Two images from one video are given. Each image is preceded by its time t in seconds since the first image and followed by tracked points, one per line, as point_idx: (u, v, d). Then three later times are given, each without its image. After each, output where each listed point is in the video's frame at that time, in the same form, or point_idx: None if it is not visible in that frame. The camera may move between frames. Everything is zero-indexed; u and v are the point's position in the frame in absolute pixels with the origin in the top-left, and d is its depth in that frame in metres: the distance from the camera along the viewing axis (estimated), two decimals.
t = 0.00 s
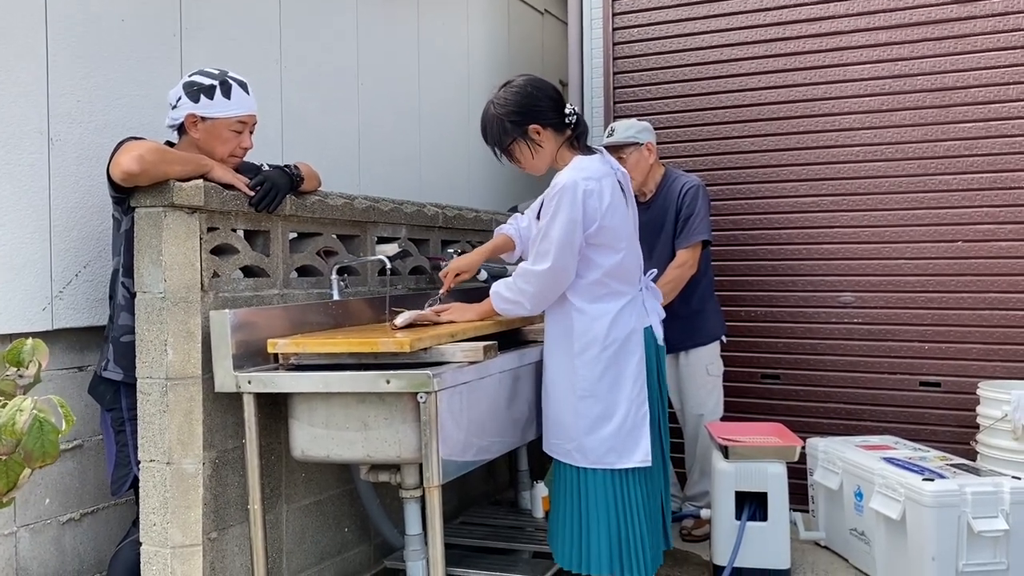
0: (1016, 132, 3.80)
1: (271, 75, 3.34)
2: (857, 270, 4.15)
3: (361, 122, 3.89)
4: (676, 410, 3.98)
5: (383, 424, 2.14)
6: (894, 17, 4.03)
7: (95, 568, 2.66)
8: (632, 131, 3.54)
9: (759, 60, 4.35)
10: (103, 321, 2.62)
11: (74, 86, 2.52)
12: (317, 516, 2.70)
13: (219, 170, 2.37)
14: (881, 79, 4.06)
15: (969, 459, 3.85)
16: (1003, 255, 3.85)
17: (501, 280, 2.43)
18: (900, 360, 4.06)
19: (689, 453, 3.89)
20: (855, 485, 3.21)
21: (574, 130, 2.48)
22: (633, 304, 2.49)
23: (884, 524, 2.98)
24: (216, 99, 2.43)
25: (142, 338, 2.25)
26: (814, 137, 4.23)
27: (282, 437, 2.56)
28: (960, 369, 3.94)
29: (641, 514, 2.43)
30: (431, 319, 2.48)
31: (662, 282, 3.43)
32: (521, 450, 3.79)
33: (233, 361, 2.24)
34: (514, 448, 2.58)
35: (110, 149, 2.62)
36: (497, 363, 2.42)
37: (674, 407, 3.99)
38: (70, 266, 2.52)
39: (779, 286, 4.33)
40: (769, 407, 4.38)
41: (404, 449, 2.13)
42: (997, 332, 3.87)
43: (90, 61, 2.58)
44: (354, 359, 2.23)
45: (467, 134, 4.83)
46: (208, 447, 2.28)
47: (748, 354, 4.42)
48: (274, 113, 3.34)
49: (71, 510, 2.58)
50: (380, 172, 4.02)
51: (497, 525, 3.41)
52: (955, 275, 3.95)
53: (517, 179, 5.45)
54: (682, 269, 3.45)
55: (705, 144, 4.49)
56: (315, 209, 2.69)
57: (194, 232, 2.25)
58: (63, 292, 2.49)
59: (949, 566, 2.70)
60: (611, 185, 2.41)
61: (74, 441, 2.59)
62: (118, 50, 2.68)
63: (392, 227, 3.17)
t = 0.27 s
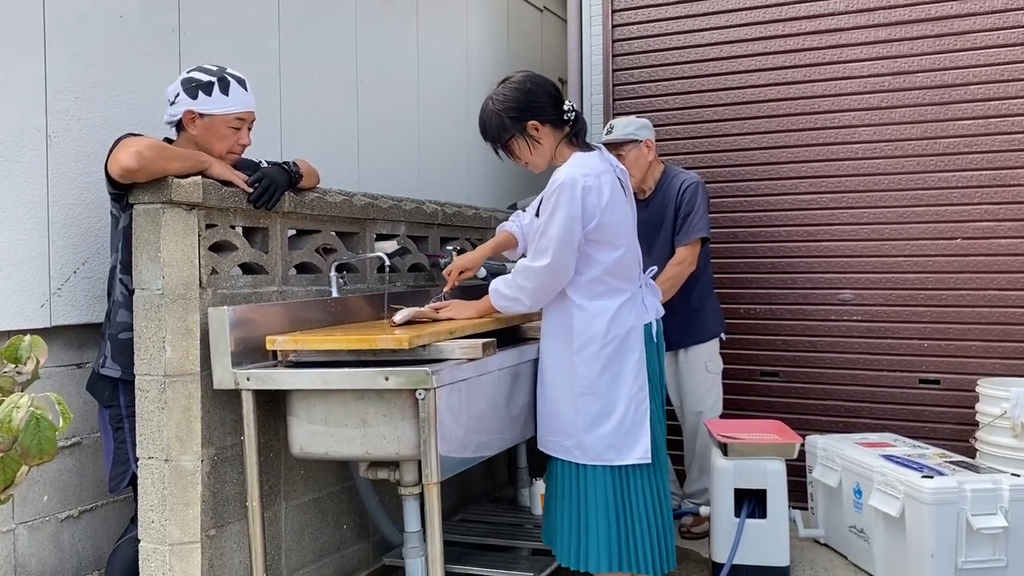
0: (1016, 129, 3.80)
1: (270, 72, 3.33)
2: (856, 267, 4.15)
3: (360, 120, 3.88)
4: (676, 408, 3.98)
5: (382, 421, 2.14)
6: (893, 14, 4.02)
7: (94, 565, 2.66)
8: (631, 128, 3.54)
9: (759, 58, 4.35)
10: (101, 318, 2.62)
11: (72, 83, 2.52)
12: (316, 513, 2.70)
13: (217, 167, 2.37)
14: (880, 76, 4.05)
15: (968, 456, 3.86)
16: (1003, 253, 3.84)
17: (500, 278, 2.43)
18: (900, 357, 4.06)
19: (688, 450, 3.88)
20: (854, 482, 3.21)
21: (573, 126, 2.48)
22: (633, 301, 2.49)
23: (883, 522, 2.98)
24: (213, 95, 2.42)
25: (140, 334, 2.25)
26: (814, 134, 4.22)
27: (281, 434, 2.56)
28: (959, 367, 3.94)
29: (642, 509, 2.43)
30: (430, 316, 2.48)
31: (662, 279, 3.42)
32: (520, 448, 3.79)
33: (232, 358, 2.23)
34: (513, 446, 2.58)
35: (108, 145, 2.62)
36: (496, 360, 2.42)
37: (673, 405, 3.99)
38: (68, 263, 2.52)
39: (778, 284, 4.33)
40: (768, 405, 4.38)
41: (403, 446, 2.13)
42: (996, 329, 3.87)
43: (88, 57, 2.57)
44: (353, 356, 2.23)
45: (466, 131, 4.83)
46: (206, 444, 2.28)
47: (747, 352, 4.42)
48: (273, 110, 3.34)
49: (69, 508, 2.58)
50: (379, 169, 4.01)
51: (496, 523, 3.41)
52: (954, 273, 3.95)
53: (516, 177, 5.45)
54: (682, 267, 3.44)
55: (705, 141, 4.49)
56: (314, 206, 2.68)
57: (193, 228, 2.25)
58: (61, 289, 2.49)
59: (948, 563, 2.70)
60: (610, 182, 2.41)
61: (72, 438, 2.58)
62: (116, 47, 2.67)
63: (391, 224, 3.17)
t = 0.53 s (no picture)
0: (1015, 128, 3.80)
1: (268, 70, 3.33)
2: (856, 266, 4.15)
3: (359, 118, 3.88)
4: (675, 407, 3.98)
5: (380, 420, 2.14)
6: (892, 12, 4.02)
7: (93, 564, 2.66)
8: (630, 127, 3.53)
9: (758, 56, 4.34)
10: (100, 316, 2.62)
11: (71, 81, 2.51)
12: (315, 511, 2.70)
13: (216, 166, 2.36)
14: (879, 74, 4.05)
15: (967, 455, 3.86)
16: (1002, 251, 3.84)
17: (499, 276, 2.43)
18: (899, 356, 4.06)
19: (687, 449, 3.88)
20: (853, 481, 3.21)
21: (572, 125, 2.47)
22: (631, 299, 2.49)
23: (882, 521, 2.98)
24: (213, 94, 2.42)
25: (139, 333, 2.25)
26: (813, 133, 4.22)
27: (280, 433, 2.55)
28: (958, 366, 3.94)
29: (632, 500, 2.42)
30: (429, 315, 2.48)
31: (661, 278, 3.42)
32: (519, 446, 3.79)
33: (231, 357, 2.23)
34: (512, 444, 2.58)
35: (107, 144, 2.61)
36: (495, 358, 2.42)
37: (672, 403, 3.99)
38: (67, 261, 2.51)
39: (777, 282, 4.33)
40: (767, 403, 4.38)
41: (401, 444, 2.13)
42: (995, 328, 3.87)
43: (87, 55, 2.57)
44: (352, 355, 2.23)
45: (466, 129, 4.82)
46: (205, 442, 2.27)
47: (746, 350, 4.42)
48: (272, 109, 3.33)
49: (68, 506, 2.58)
50: (378, 168, 4.01)
51: (496, 521, 3.41)
52: (953, 271, 3.95)
53: (516, 175, 5.45)
54: (681, 265, 3.44)
55: (704, 139, 4.49)
56: (313, 205, 2.68)
57: (191, 227, 2.24)
58: (60, 287, 2.49)
59: (947, 561, 2.70)
60: (609, 180, 2.40)
61: (71, 437, 2.58)
62: (115, 45, 2.67)
63: (390, 223, 3.16)
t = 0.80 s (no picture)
0: (1015, 128, 3.80)
1: (268, 70, 3.33)
2: (855, 266, 4.15)
3: (359, 117, 3.88)
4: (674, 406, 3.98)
5: (380, 419, 2.14)
6: (892, 12, 4.02)
7: (93, 562, 2.66)
8: (629, 127, 3.52)
9: (758, 56, 4.34)
10: (100, 315, 2.62)
11: (71, 80, 2.52)
12: (315, 511, 2.71)
13: (216, 165, 2.36)
14: (879, 74, 4.05)
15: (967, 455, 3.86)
16: (1001, 252, 3.84)
17: (498, 276, 2.43)
18: (899, 356, 4.06)
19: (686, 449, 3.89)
20: (852, 481, 3.22)
21: (572, 125, 2.48)
22: (629, 299, 2.49)
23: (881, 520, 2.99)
24: (213, 93, 2.42)
25: (139, 332, 2.25)
26: (813, 133, 4.22)
27: (279, 432, 2.56)
28: (958, 365, 3.94)
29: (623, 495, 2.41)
30: (429, 314, 2.48)
31: (660, 278, 3.43)
32: (518, 446, 3.79)
33: (231, 356, 2.24)
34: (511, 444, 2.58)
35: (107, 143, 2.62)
36: (495, 358, 2.42)
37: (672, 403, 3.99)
38: (67, 261, 2.52)
39: (777, 282, 4.33)
40: (766, 403, 4.38)
41: (401, 444, 2.13)
42: (994, 328, 3.88)
43: (87, 54, 2.57)
44: (352, 354, 2.23)
45: (465, 129, 4.82)
46: (205, 441, 2.28)
47: (746, 350, 4.42)
48: (272, 108, 3.34)
49: (68, 505, 2.58)
50: (378, 167, 4.01)
51: (495, 521, 3.41)
52: (953, 271, 3.95)
53: (516, 175, 5.45)
54: (681, 265, 3.44)
55: (704, 139, 4.48)
56: (313, 204, 2.68)
57: (191, 227, 2.25)
58: (60, 287, 2.49)
59: (946, 561, 2.70)
60: (609, 180, 2.40)
61: (71, 436, 2.59)
62: (115, 45, 2.67)
63: (390, 222, 3.16)
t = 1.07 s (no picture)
0: (1015, 129, 3.81)
1: (269, 70, 3.33)
2: (855, 266, 4.15)
3: (360, 117, 3.88)
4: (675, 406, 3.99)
5: (381, 419, 2.14)
6: (892, 13, 4.02)
7: (95, 562, 2.67)
8: (630, 128, 3.53)
9: (759, 56, 4.35)
10: (101, 315, 2.62)
11: (73, 81, 2.52)
12: (316, 510, 2.71)
13: (217, 165, 2.37)
14: (880, 75, 4.06)
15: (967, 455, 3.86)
16: (1001, 252, 3.85)
17: (498, 275, 2.43)
18: (899, 357, 4.07)
19: (686, 449, 3.89)
20: (852, 481, 3.22)
21: (574, 124, 2.48)
22: (628, 299, 2.48)
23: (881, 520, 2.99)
24: (215, 93, 2.42)
25: (140, 332, 2.25)
26: (814, 133, 4.22)
27: (280, 432, 2.56)
28: (958, 366, 3.95)
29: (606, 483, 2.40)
30: (430, 314, 2.48)
31: (660, 278, 3.43)
32: (519, 445, 3.79)
33: (232, 356, 2.24)
34: (511, 444, 2.58)
35: (108, 143, 2.62)
36: (495, 357, 2.43)
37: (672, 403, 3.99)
38: (68, 261, 2.52)
39: (777, 282, 4.33)
40: (766, 403, 4.38)
41: (402, 444, 2.13)
42: (994, 329, 3.88)
43: (88, 55, 2.57)
44: (353, 354, 2.23)
45: (466, 129, 4.82)
46: (206, 441, 2.28)
47: (746, 350, 4.43)
48: (273, 108, 3.34)
49: (69, 504, 2.58)
50: (379, 167, 4.02)
51: (496, 521, 3.42)
52: (953, 272, 3.95)
53: (516, 175, 5.45)
54: (681, 265, 3.45)
55: (704, 139, 4.49)
56: (313, 204, 2.69)
57: (193, 227, 2.25)
58: (61, 287, 2.49)
59: (945, 561, 2.71)
60: (608, 179, 2.40)
61: (72, 435, 2.59)
62: (116, 45, 2.67)
63: (391, 222, 3.17)
